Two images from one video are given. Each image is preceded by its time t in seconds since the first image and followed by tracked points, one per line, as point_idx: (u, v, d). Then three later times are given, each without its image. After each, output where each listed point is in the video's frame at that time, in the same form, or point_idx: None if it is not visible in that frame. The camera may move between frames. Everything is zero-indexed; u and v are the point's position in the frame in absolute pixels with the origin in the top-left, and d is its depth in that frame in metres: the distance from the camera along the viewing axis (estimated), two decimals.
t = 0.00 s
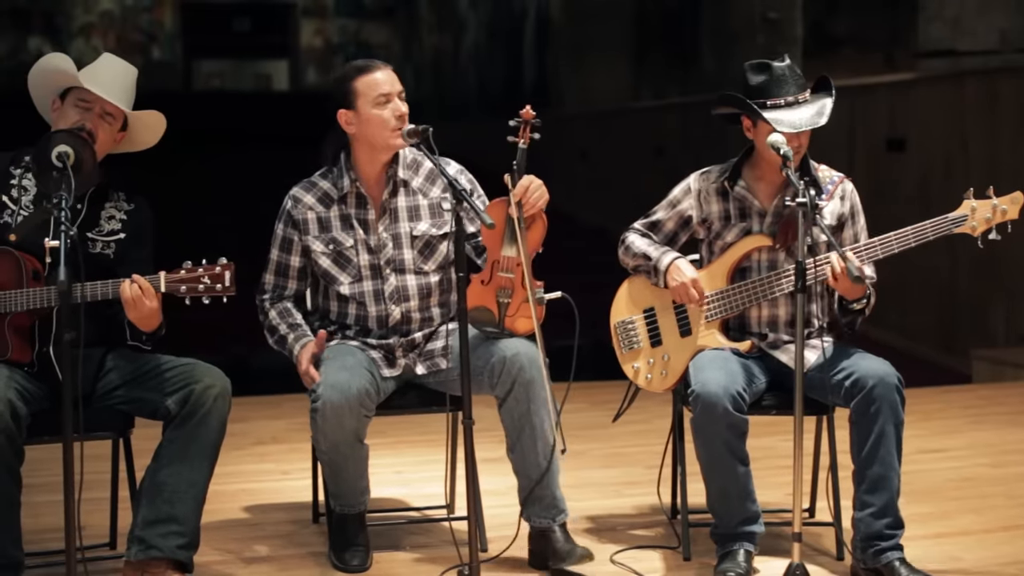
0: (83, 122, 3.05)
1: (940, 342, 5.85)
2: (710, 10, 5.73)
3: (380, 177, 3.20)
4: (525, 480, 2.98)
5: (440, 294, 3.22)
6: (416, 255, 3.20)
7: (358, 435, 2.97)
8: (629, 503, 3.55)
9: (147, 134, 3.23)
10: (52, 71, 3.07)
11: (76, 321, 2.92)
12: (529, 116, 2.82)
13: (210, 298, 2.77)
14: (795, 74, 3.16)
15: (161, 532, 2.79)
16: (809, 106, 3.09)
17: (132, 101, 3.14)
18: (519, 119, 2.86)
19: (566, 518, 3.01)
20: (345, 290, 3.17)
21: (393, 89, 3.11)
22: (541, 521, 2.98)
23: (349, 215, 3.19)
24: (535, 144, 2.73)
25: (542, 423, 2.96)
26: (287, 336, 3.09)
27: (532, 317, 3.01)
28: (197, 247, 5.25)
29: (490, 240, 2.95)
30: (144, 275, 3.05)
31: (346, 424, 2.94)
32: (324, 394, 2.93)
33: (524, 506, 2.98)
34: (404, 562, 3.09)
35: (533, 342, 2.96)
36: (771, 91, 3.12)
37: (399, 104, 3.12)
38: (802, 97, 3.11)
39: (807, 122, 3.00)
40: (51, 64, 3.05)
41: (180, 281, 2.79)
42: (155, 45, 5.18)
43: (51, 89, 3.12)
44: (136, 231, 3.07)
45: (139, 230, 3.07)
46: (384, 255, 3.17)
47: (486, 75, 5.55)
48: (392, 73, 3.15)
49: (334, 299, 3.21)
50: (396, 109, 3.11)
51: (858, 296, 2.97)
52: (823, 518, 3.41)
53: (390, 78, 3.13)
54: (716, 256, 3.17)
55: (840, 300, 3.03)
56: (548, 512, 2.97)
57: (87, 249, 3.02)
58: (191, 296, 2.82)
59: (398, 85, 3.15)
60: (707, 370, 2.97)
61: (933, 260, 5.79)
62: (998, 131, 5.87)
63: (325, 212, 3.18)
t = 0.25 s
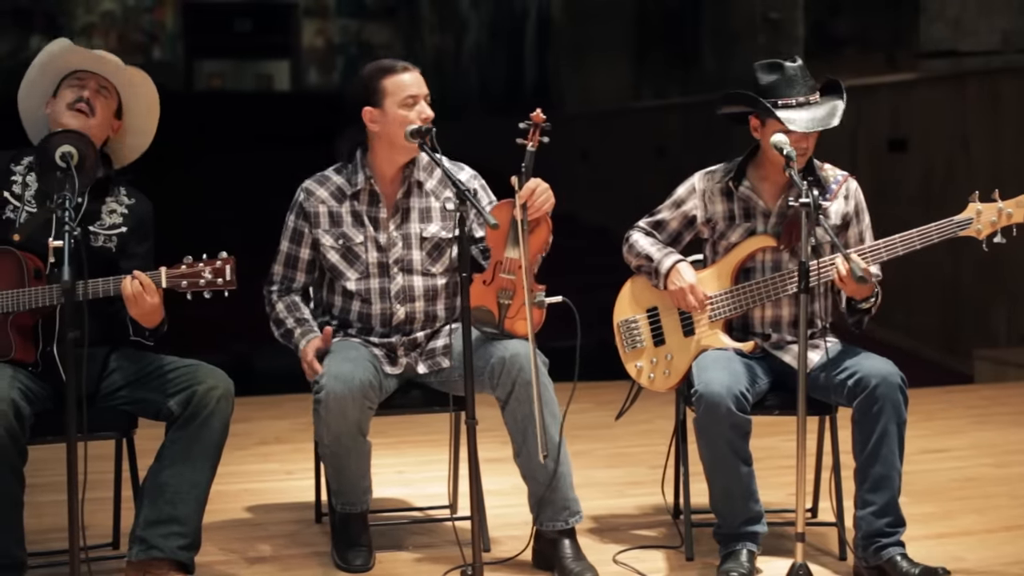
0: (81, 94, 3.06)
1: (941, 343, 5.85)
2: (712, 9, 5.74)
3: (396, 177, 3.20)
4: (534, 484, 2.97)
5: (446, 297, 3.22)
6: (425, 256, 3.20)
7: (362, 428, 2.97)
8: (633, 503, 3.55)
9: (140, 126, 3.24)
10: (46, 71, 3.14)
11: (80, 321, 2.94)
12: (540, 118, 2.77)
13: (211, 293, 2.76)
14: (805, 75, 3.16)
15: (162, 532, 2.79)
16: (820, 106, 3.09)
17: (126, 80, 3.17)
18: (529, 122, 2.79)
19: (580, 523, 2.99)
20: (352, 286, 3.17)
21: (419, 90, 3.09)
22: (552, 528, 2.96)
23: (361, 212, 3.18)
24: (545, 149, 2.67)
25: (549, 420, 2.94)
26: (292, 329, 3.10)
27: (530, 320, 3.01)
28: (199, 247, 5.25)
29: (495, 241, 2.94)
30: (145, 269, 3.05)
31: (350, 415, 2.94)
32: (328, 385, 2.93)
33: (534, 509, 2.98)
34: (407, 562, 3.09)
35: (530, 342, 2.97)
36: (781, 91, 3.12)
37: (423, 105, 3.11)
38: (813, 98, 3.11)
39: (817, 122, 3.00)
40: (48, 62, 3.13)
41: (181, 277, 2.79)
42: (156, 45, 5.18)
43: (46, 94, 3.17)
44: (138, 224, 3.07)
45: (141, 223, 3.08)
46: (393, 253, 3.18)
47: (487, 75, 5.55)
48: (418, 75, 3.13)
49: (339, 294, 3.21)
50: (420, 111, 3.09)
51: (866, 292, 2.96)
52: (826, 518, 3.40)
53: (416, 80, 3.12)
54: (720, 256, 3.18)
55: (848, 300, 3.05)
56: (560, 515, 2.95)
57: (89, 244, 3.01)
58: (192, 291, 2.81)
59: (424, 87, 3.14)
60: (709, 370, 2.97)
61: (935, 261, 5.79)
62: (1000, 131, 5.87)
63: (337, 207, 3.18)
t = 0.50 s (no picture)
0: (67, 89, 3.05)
1: (944, 343, 5.85)
2: (714, 10, 5.79)
3: (418, 176, 3.19)
4: (538, 483, 2.97)
5: (456, 299, 3.22)
6: (440, 257, 3.20)
7: (369, 424, 2.98)
8: (637, 504, 3.55)
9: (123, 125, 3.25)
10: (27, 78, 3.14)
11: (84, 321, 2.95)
12: (551, 118, 2.75)
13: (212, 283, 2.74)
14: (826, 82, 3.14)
15: (170, 532, 2.79)
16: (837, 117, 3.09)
17: (107, 76, 3.18)
18: (540, 120, 2.77)
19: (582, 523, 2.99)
20: (366, 282, 3.16)
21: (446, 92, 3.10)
22: (555, 527, 2.97)
23: (380, 208, 3.18)
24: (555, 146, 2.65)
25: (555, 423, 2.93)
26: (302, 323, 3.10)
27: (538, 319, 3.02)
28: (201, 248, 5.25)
29: (505, 240, 2.95)
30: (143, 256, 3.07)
31: (358, 413, 2.95)
32: (337, 380, 2.93)
33: (537, 509, 2.97)
34: (411, 562, 3.09)
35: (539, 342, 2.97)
36: (799, 96, 3.11)
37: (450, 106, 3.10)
38: (832, 108, 3.11)
39: (830, 135, 3.00)
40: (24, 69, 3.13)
41: (183, 267, 2.77)
42: (157, 45, 5.19)
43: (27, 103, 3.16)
44: (134, 212, 3.09)
45: (136, 211, 3.09)
46: (409, 252, 3.17)
47: (489, 75, 5.55)
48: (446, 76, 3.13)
49: (350, 289, 3.20)
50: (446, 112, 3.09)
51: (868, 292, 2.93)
52: (830, 518, 3.41)
53: (444, 81, 3.12)
54: (725, 257, 3.18)
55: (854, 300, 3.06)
56: (562, 516, 2.95)
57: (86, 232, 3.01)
58: (194, 280, 2.79)
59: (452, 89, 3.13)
60: (714, 369, 2.97)
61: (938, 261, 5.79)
62: (1002, 131, 5.87)
63: (356, 202, 3.18)
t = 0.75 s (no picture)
0: (73, 116, 3.04)
1: (949, 343, 5.85)
2: (720, 9, 5.76)
3: (443, 179, 3.20)
4: (546, 483, 2.98)
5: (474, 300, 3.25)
6: (460, 258, 3.23)
7: (380, 430, 3.00)
8: (645, 503, 3.55)
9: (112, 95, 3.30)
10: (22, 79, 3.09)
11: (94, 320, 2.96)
12: (565, 119, 2.78)
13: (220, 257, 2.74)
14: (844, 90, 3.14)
15: (178, 532, 2.81)
16: (852, 127, 3.10)
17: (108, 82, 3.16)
18: (554, 123, 2.81)
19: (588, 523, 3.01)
20: (386, 280, 3.18)
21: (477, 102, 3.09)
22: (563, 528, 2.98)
23: (403, 208, 3.20)
24: (570, 144, 2.70)
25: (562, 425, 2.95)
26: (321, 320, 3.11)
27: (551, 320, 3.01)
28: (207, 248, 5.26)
29: (517, 240, 2.95)
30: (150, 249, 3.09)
31: (370, 418, 2.97)
32: (351, 385, 2.95)
33: (544, 507, 2.98)
34: (421, 561, 3.10)
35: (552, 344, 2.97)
36: (815, 103, 3.11)
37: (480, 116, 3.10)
38: (847, 118, 3.12)
39: (843, 148, 3.02)
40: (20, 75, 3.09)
41: (191, 242, 2.77)
42: (163, 46, 5.18)
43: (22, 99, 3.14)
44: (138, 207, 3.11)
45: (140, 207, 3.12)
46: (431, 252, 3.20)
47: (493, 75, 5.55)
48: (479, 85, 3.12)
49: (370, 287, 3.22)
50: (476, 123, 3.08)
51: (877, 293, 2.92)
52: (838, 518, 3.41)
53: (477, 90, 3.10)
54: (735, 257, 3.18)
55: (860, 302, 3.06)
56: (568, 516, 2.97)
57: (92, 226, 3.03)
58: (202, 255, 2.80)
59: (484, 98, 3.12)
60: (723, 370, 2.97)
61: (943, 262, 5.79)
62: (1008, 132, 5.88)
63: (379, 200, 3.19)
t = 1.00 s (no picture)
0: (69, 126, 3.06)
1: (955, 343, 5.85)
2: (724, 9, 5.76)
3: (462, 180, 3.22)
4: (557, 483, 2.99)
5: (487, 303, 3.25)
6: (476, 261, 3.23)
7: (390, 432, 3.00)
8: (654, 503, 3.55)
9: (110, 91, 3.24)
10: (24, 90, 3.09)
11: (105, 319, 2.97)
12: (587, 121, 2.89)
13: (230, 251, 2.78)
14: (850, 86, 3.16)
15: (192, 529, 2.82)
16: (858, 121, 3.11)
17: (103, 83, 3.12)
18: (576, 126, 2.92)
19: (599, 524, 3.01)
20: (401, 279, 3.19)
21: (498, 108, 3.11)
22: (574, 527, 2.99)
23: (420, 207, 3.21)
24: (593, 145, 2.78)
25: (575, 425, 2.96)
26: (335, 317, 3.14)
27: (566, 321, 3.02)
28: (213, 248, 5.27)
29: (535, 239, 2.95)
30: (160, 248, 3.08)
31: (380, 421, 2.97)
32: (360, 389, 2.96)
33: (555, 507, 2.99)
34: (430, 561, 3.10)
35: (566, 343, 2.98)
36: (822, 99, 3.13)
37: (501, 124, 3.12)
38: (854, 112, 3.13)
39: (848, 140, 3.03)
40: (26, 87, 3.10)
41: (198, 237, 2.79)
42: (167, 46, 5.20)
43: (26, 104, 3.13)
44: (146, 206, 3.10)
45: (148, 206, 3.11)
46: (447, 253, 3.21)
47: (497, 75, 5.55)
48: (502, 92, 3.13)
49: (385, 285, 3.23)
50: (495, 130, 3.10)
51: (886, 293, 2.93)
52: (847, 518, 3.41)
53: (498, 97, 3.12)
54: (744, 257, 3.19)
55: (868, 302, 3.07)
56: (580, 516, 2.97)
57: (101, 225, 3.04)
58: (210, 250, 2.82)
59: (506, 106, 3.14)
60: (733, 369, 2.97)
61: (948, 261, 5.79)
62: (1013, 131, 5.87)
63: (397, 198, 3.20)
